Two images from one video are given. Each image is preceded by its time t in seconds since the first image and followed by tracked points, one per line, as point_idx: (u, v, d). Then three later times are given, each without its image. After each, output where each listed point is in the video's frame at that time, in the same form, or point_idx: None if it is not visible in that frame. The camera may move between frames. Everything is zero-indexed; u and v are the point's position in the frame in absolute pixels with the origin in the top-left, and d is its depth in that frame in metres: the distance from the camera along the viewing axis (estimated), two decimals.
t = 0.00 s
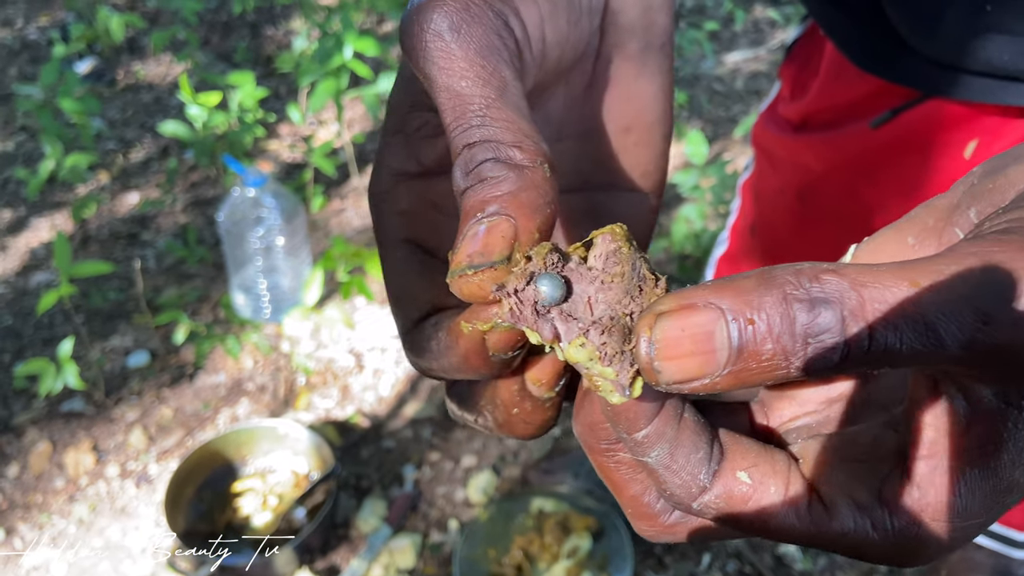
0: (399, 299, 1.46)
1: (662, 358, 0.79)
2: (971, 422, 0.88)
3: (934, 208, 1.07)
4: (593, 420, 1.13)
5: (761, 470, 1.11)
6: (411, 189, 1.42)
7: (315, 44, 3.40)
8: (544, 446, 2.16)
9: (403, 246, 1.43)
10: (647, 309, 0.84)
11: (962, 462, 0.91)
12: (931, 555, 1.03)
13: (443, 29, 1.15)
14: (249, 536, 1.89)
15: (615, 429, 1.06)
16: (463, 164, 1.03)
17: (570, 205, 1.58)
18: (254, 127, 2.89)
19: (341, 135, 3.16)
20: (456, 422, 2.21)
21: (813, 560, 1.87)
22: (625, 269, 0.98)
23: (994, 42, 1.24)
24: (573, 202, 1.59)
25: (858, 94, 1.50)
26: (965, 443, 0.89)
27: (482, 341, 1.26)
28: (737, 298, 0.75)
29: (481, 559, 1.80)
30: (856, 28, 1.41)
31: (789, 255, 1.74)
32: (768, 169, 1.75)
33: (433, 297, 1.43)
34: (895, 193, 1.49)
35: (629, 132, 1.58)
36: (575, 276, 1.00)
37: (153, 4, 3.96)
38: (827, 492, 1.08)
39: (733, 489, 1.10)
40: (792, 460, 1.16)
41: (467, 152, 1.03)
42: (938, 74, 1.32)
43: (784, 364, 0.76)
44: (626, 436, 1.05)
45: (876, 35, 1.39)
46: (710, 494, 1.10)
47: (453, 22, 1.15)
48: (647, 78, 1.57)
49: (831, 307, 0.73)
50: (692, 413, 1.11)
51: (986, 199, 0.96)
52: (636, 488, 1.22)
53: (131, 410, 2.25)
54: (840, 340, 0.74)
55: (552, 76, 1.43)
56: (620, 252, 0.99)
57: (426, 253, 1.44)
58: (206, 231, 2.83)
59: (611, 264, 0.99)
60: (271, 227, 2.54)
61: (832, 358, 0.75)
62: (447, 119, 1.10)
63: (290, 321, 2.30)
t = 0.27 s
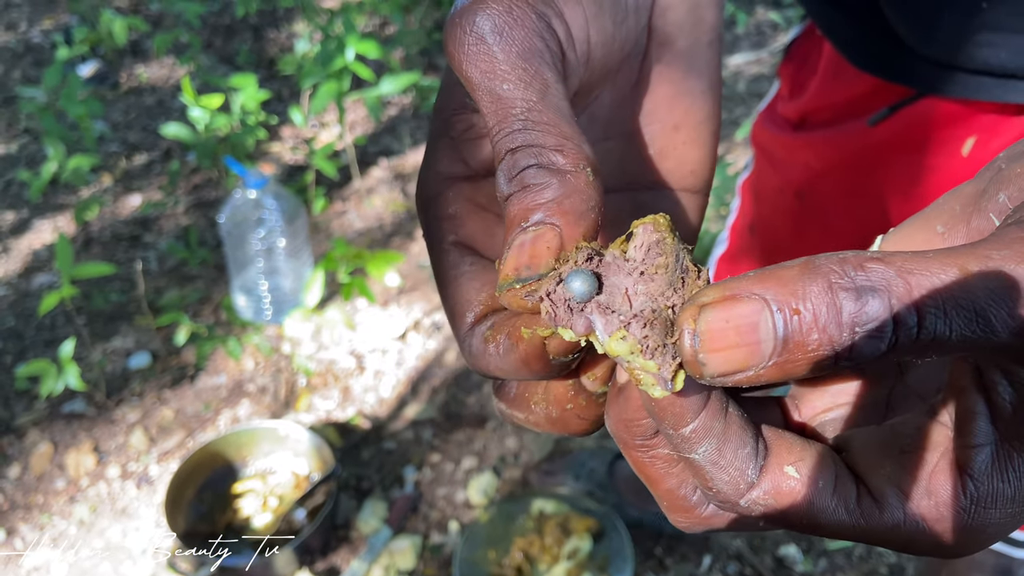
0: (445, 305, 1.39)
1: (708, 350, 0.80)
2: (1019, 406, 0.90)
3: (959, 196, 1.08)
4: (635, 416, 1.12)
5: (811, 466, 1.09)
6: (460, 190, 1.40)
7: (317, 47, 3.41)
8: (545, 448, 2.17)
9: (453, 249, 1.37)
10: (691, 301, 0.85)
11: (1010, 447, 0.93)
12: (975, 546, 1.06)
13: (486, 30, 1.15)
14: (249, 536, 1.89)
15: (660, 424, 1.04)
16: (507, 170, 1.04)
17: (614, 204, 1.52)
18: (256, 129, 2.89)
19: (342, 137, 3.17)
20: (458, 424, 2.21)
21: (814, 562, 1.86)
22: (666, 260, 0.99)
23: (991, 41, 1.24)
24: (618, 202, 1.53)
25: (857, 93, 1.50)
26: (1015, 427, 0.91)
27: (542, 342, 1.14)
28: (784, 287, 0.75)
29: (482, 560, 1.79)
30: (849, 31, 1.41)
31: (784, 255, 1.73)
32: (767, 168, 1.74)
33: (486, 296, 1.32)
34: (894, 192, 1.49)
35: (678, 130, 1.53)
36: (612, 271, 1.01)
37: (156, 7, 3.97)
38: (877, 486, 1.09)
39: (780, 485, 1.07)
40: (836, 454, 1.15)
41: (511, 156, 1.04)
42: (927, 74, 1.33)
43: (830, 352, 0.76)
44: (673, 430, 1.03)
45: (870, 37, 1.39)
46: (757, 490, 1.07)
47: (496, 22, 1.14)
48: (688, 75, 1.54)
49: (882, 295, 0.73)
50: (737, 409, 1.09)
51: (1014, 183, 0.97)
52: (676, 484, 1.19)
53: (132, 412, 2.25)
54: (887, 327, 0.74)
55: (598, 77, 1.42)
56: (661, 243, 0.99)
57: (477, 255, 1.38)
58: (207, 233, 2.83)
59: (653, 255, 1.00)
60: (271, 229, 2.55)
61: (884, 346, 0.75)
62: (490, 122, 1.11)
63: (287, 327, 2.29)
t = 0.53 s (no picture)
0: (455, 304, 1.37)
1: (707, 338, 0.80)
2: (1012, 385, 0.95)
3: (946, 184, 1.08)
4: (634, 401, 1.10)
5: (810, 451, 1.08)
6: (468, 186, 1.38)
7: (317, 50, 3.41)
8: (542, 449, 2.18)
9: (460, 246, 1.35)
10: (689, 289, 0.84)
11: (1004, 428, 0.97)
12: (962, 529, 1.07)
13: (492, 28, 1.13)
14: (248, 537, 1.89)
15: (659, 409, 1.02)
16: (513, 168, 1.04)
17: (619, 199, 1.48)
18: (256, 132, 2.90)
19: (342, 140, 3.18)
20: (455, 425, 2.21)
21: (811, 563, 1.86)
22: (668, 249, 0.97)
23: (981, 42, 1.25)
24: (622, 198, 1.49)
25: (851, 92, 1.50)
26: (1010, 408, 0.96)
27: (553, 338, 1.15)
28: (782, 278, 0.74)
29: (479, 562, 1.79)
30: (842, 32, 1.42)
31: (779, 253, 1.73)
32: (761, 168, 1.74)
33: (495, 292, 1.31)
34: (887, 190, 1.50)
35: (685, 125, 1.49)
36: (611, 259, 0.99)
37: (157, 11, 3.98)
38: (872, 467, 1.08)
39: (780, 470, 1.06)
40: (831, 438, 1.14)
41: (517, 155, 1.04)
42: (920, 71, 1.35)
43: (827, 340, 0.76)
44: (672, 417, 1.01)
45: (862, 38, 1.40)
46: (756, 475, 1.06)
47: (502, 19, 1.13)
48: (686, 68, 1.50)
49: (879, 283, 0.74)
50: (735, 394, 1.07)
51: (1002, 168, 0.98)
52: (675, 472, 1.18)
53: (131, 413, 2.25)
54: (884, 312, 0.74)
55: (603, 73, 1.41)
56: (663, 231, 0.98)
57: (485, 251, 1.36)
58: (207, 235, 2.84)
59: (656, 243, 0.98)
60: (271, 231, 2.55)
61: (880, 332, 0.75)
62: (497, 122, 1.10)
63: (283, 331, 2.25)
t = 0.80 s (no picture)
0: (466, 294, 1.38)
1: (713, 328, 0.80)
2: (1006, 367, 0.97)
3: (933, 173, 1.16)
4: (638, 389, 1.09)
5: (813, 435, 1.08)
6: (480, 176, 1.37)
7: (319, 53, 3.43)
8: (541, 450, 2.19)
9: (471, 237, 1.35)
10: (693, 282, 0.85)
11: (999, 407, 0.97)
12: (961, 509, 1.07)
13: (504, 17, 1.13)
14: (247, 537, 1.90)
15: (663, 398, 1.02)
16: (524, 157, 1.05)
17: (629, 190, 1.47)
18: (258, 135, 2.91)
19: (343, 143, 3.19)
20: (454, 426, 2.22)
21: (809, 564, 1.86)
22: (679, 243, 0.95)
23: (968, 40, 1.27)
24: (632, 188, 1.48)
25: (843, 91, 1.51)
26: (1005, 387, 0.96)
27: (566, 327, 1.17)
28: (785, 268, 0.75)
29: (477, 562, 1.80)
30: (830, 31, 1.44)
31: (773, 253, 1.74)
32: (756, 167, 1.75)
33: (507, 283, 1.32)
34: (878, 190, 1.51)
35: (695, 117, 1.50)
36: (617, 251, 0.97)
37: (161, 15, 4.00)
38: (871, 449, 1.08)
39: (783, 455, 1.06)
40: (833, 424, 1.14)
41: (528, 144, 1.05)
42: (906, 70, 1.36)
43: (830, 327, 0.77)
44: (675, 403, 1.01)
45: (850, 38, 1.41)
46: (759, 460, 1.06)
47: (514, 8, 1.12)
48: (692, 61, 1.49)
49: (880, 269, 0.75)
50: (737, 381, 1.07)
51: (988, 157, 1.05)
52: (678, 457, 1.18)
53: (132, 414, 2.26)
54: (884, 300, 0.76)
55: (615, 66, 1.39)
56: (673, 224, 0.96)
57: (495, 242, 1.36)
58: (209, 237, 2.85)
59: (667, 236, 0.96)
60: (271, 233, 2.57)
61: (880, 318, 0.77)
62: (507, 111, 1.11)
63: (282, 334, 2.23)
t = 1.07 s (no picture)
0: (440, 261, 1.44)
1: (722, 319, 0.81)
2: (987, 340, 1.01)
3: (900, 162, 1.21)
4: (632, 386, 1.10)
5: (812, 428, 1.08)
6: (471, 152, 1.39)
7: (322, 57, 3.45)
8: (542, 451, 2.20)
9: (453, 210, 1.39)
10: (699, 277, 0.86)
11: (982, 379, 1.01)
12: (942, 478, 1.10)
13: None
14: (249, 537, 1.91)
15: (679, 398, 1.02)
16: (533, 145, 1.00)
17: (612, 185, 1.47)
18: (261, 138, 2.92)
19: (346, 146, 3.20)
20: (456, 427, 2.23)
21: (808, 565, 1.87)
22: (684, 239, 0.95)
23: (958, 41, 1.28)
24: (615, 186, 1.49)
25: (836, 92, 1.52)
26: (987, 359, 1.01)
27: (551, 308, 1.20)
28: (786, 257, 0.76)
29: (477, 562, 1.81)
30: (823, 34, 1.45)
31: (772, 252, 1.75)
32: (754, 168, 1.76)
33: (483, 262, 1.38)
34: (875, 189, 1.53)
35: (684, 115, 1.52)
36: (626, 252, 0.98)
37: (165, 20, 4.03)
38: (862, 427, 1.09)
39: (788, 449, 1.06)
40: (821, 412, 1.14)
41: (538, 131, 1.01)
42: (898, 71, 1.38)
43: (828, 312, 0.77)
44: (691, 402, 1.01)
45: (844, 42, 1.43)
46: (766, 457, 1.06)
47: None
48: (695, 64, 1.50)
49: (874, 254, 0.75)
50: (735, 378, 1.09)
51: (953, 147, 1.09)
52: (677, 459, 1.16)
53: (135, 415, 2.27)
54: (880, 283, 0.76)
55: (619, 58, 1.38)
56: (677, 222, 0.95)
57: (477, 217, 1.40)
58: (212, 240, 2.86)
59: (672, 234, 0.95)
60: (274, 235, 2.57)
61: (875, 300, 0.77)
62: (519, 93, 1.08)
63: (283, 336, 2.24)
